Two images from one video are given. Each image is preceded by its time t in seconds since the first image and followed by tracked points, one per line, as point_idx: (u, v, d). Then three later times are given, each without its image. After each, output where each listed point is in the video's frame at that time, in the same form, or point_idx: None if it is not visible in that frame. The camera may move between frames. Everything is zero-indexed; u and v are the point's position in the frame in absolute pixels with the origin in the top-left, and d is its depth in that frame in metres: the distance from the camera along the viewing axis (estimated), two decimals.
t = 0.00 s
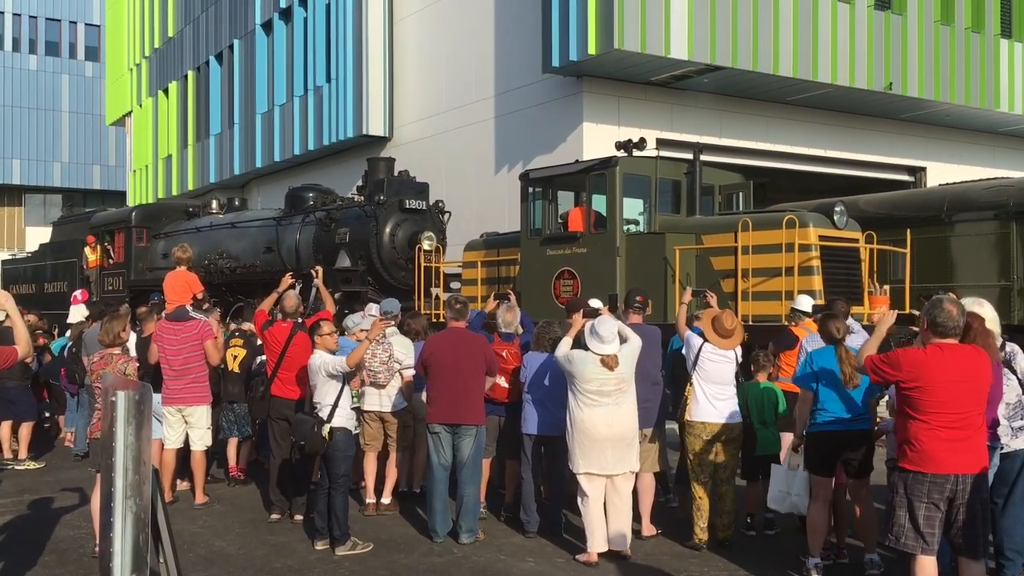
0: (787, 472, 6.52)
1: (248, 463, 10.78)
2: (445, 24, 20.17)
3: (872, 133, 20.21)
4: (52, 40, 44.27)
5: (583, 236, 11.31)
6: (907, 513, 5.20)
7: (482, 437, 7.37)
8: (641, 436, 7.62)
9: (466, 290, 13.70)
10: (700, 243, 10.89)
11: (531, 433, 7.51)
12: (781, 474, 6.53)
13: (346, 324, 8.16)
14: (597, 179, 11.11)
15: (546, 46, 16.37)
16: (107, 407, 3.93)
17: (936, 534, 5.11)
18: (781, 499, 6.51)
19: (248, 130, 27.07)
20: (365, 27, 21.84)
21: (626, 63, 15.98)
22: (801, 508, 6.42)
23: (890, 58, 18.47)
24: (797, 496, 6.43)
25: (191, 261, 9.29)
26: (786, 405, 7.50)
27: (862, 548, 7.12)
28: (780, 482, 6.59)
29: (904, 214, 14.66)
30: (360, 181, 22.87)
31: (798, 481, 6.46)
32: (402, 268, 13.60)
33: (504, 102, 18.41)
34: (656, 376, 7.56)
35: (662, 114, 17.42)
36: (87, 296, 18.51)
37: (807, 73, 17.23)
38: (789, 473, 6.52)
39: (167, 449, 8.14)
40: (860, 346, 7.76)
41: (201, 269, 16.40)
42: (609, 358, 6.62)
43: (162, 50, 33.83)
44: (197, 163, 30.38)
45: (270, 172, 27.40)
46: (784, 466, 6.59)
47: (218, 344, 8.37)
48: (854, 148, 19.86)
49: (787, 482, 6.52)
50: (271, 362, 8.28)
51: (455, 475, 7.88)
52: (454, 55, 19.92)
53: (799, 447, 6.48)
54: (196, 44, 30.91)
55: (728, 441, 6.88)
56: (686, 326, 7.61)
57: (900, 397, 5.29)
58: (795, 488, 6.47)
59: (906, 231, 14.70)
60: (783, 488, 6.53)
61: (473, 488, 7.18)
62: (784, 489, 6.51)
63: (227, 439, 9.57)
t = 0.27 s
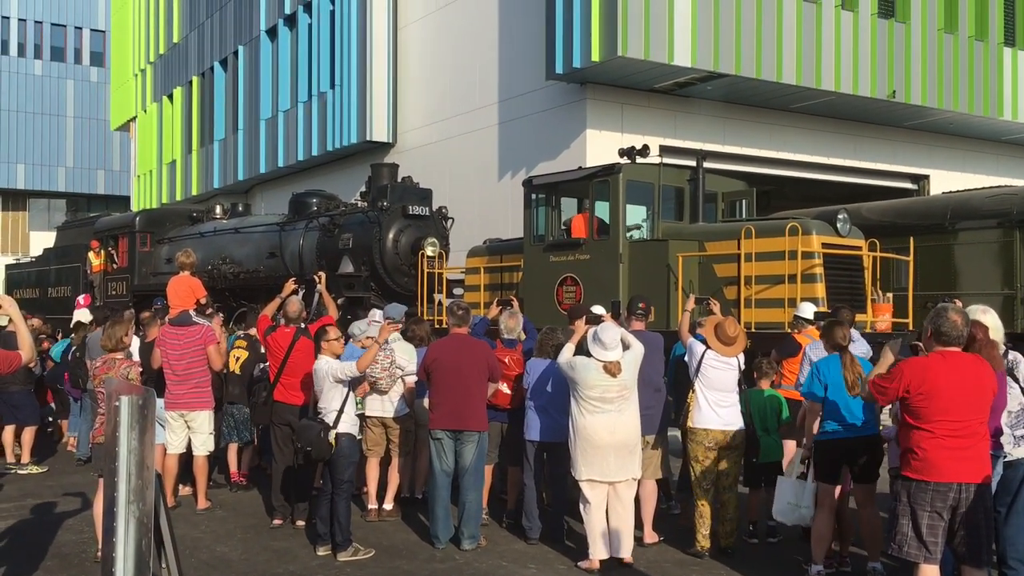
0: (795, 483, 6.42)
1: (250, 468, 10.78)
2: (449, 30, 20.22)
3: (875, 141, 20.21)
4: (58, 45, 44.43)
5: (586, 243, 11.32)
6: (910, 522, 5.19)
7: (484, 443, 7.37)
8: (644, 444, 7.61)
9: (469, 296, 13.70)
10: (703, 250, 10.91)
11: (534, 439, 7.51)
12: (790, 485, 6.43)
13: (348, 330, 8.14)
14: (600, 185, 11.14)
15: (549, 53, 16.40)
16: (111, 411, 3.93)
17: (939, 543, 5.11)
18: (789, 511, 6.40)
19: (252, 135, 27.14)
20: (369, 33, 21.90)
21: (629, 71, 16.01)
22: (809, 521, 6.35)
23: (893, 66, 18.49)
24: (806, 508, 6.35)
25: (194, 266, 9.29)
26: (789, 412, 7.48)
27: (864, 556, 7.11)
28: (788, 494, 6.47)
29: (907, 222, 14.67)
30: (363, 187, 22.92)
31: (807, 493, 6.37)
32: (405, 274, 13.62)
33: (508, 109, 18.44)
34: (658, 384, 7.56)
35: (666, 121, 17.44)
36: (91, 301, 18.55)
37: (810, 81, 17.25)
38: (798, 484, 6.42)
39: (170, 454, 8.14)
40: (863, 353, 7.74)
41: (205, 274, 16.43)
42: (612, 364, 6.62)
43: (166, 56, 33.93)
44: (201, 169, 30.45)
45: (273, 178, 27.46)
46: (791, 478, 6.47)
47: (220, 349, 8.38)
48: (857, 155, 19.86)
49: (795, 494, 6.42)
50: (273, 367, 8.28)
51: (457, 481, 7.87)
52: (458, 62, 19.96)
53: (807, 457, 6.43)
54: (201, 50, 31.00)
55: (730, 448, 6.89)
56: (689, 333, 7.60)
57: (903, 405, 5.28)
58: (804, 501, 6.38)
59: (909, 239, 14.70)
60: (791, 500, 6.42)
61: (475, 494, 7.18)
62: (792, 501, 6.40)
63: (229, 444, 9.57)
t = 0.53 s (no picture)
0: (797, 488, 6.37)
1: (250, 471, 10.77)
2: (451, 34, 20.23)
3: (876, 147, 20.22)
4: (60, 47, 44.48)
5: (587, 247, 11.31)
6: (911, 529, 5.17)
7: (484, 447, 7.35)
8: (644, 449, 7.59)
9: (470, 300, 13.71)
10: (704, 255, 10.90)
11: (535, 444, 7.49)
12: (792, 490, 6.36)
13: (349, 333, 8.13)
14: (602, 189, 11.14)
15: (551, 57, 16.41)
16: (111, 413, 3.92)
17: (940, 550, 5.09)
18: (791, 516, 6.34)
19: (253, 138, 27.16)
20: (371, 36, 21.92)
21: (631, 75, 16.01)
22: (810, 525, 6.32)
23: (895, 72, 18.50)
24: (807, 513, 6.30)
25: (195, 268, 9.27)
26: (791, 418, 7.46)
27: (865, 562, 7.08)
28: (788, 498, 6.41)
29: (909, 228, 14.67)
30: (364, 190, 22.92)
31: (809, 497, 6.32)
32: (406, 277, 13.61)
33: (509, 113, 18.45)
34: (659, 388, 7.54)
35: (667, 125, 17.44)
36: (92, 302, 18.54)
37: (812, 86, 17.25)
38: (799, 489, 6.36)
39: (170, 456, 8.12)
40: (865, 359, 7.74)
41: (206, 276, 16.42)
42: (613, 369, 6.60)
43: (169, 58, 33.96)
44: (202, 171, 30.46)
45: (274, 180, 27.48)
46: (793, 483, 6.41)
47: (221, 352, 8.36)
48: (858, 161, 19.87)
49: (798, 498, 6.36)
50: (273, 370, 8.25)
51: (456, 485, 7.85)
52: (460, 66, 19.97)
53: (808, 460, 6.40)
54: (203, 53, 31.02)
55: (731, 453, 6.88)
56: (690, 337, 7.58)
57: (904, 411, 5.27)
58: (806, 505, 6.33)
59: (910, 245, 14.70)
60: (792, 504, 6.36)
61: (475, 498, 7.16)
62: (794, 506, 6.35)
63: (229, 447, 9.55)
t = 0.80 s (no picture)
0: (792, 486, 6.47)
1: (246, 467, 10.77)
2: (449, 32, 20.23)
3: (874, 147, 20.25)
4: (58, 43, 44.40)
5: (583, 245, 11.32)
6: (907, 527, 5.19)
7: (480, 445, 7.36)
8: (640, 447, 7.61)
9: (466, 297, 13.71)
10: (701, 254, 10.93)
11: (531, 441, 7.51)
12: (787, 487, 6.47)
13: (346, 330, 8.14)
14: (599, 188, 11.16)
15: (550, 55, 16.41)
16: (107, 407, 3.92)
17: (935, 549, 5.08)
18: (786, 513, 6.45)
19: (251, 134, 27.13)
20: (370, 33, 21.90)
21: (629, 74, 16.03)
22: (805, 523, 6.38)
23: (892, 72, 18.52)
24: (801, 509, 6.38)
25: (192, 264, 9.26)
26: (786, 417, 7.48)
27: (859, 561, 7.11)
28: (783, 495, 6.53)
29: (905, 228, 14.69)
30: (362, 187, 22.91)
31: (803, 495, 6.40)
32: (403, 275, 13.62)
33: (507, 111, 18.46)
34: (654, 386, 7.56)
35: (665, 124, 17.46)
36: (88, 298, 18.53)
37: (810, 86, 17.27)
38: (794, 486, 6.46)
39: (167, 452, 8.13)
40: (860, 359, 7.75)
41: (202, 272, 16.42)
42: (609, 367, 6.63)
43: (166, 54, 33.92)
44: (200, 168, 30.43)
45: (272, 177, 27.46)
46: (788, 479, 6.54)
47: (217, 348, 8.36)
48: (855, 161, 19.89)
49: (792, 495, 6.46)
50: (270, 367, 8.24)
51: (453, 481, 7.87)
52: (458, 64, 19.96)
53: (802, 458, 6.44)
54: (201, 49, 30.98)
55: (726, 452, 6.89)
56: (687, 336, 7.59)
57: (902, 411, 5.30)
58: (800, 503, 6.41)
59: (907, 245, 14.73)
60: (787, 502, 6.47)
61: (471, 495, 7.17)
62: (789, 503, 6.45)
63: (225, 443, 9.55)
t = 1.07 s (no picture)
0: (786, 478, 6.48)
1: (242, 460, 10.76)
2: (448, 25, 20.19)
3: (871, 144, 20.25)
4: (55, 33, 44.25)
5: (581, 240, 11.31)
6: (903, 522, 5.17)
7: (476, 439, 7.36)
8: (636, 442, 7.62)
9: (463, 291, 13.69)
10: (698, 249, 10.92)
11: (527, 435, 7.51)
12: (781, 479, 6.48)
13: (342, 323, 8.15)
14: (597, 183, 11.16)
15: (548, 50, 16.39)
16: (103, 398, 3.91)
17: (933, 546, 5.06)
18: (779, 506, 6.45)
19: (248, 127, 27.08)
20: (368, 27, 21.86)
21: (627, 69, 16.01)
22: (799, 516, 6.39)
23: (891, 69, 18.52)
24: (796, 502, 6.39)
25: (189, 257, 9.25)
26: (783, 413, 7.50)
27: (854, 556, 7.13)
28: (779, 488, 6.54)
29: (902, 225, 14.71)
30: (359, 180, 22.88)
31: (798, 488, 6.41)
32: (400, 269, 13.62)
33: (505, 105, 18.44)
34: (650, 381, 7.57)
35: (663, 120, 17.45)
36: (84, 291, 18.50)
37: (808, 82, 17.27)
38: (789, 479, 6.47)
39: (162, 445, 8.12)
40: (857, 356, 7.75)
41: (199, 265, 16.39)
42: (605, 362, 6.62)
43: (164, 46, 33.83)
44: (197, 160, 30.36)
45: (269, 170, 27.41)
46: (783, 472, 6.55)
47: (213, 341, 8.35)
48: (853, 158, 19.90)
49: (786, 488, 6.46)
50: (265, 360, 8.23)
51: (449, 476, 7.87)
52: (456, 58, 19.93)
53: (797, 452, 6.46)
54: (198, 41, 30.89)
55: (722, 447, 6.90)
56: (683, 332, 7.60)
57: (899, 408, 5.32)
58: (795, 495, 6.42)
59: (904, 242, 14.76)
60: (781, 494, 6.47)
61: (467, 489, 7.18)
62: (782, 496, 6.45)
63: (221, 436, 9.54)
